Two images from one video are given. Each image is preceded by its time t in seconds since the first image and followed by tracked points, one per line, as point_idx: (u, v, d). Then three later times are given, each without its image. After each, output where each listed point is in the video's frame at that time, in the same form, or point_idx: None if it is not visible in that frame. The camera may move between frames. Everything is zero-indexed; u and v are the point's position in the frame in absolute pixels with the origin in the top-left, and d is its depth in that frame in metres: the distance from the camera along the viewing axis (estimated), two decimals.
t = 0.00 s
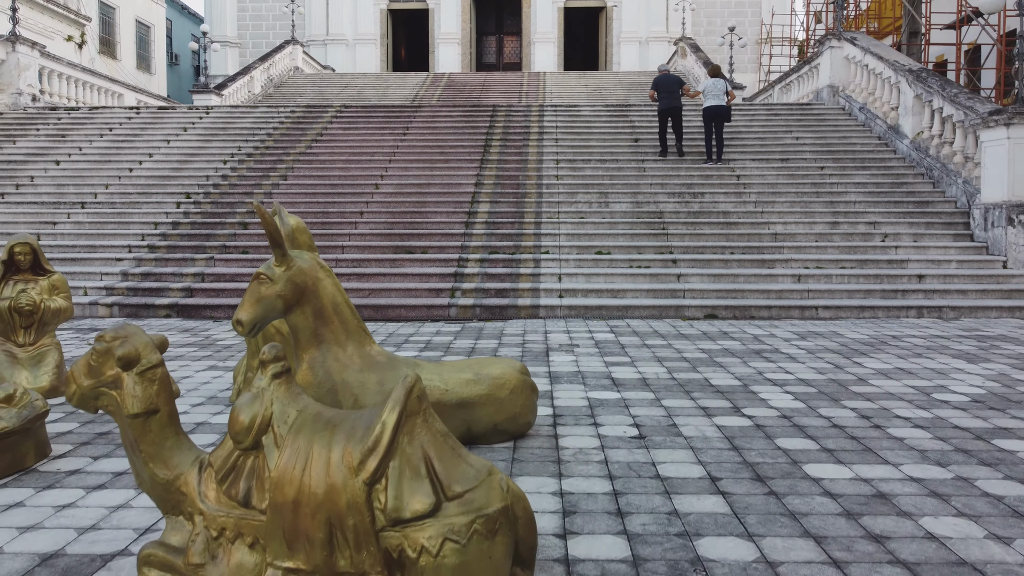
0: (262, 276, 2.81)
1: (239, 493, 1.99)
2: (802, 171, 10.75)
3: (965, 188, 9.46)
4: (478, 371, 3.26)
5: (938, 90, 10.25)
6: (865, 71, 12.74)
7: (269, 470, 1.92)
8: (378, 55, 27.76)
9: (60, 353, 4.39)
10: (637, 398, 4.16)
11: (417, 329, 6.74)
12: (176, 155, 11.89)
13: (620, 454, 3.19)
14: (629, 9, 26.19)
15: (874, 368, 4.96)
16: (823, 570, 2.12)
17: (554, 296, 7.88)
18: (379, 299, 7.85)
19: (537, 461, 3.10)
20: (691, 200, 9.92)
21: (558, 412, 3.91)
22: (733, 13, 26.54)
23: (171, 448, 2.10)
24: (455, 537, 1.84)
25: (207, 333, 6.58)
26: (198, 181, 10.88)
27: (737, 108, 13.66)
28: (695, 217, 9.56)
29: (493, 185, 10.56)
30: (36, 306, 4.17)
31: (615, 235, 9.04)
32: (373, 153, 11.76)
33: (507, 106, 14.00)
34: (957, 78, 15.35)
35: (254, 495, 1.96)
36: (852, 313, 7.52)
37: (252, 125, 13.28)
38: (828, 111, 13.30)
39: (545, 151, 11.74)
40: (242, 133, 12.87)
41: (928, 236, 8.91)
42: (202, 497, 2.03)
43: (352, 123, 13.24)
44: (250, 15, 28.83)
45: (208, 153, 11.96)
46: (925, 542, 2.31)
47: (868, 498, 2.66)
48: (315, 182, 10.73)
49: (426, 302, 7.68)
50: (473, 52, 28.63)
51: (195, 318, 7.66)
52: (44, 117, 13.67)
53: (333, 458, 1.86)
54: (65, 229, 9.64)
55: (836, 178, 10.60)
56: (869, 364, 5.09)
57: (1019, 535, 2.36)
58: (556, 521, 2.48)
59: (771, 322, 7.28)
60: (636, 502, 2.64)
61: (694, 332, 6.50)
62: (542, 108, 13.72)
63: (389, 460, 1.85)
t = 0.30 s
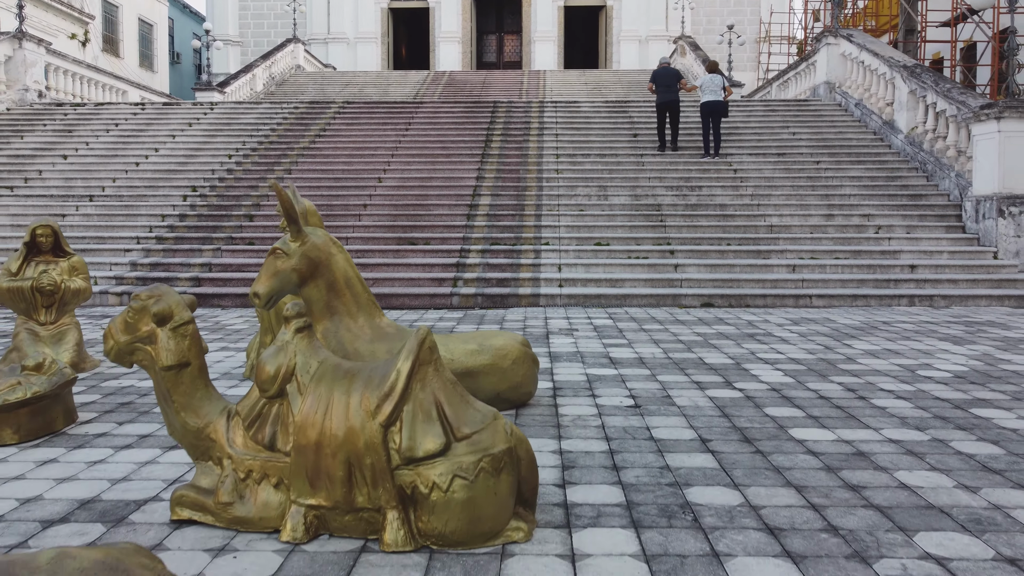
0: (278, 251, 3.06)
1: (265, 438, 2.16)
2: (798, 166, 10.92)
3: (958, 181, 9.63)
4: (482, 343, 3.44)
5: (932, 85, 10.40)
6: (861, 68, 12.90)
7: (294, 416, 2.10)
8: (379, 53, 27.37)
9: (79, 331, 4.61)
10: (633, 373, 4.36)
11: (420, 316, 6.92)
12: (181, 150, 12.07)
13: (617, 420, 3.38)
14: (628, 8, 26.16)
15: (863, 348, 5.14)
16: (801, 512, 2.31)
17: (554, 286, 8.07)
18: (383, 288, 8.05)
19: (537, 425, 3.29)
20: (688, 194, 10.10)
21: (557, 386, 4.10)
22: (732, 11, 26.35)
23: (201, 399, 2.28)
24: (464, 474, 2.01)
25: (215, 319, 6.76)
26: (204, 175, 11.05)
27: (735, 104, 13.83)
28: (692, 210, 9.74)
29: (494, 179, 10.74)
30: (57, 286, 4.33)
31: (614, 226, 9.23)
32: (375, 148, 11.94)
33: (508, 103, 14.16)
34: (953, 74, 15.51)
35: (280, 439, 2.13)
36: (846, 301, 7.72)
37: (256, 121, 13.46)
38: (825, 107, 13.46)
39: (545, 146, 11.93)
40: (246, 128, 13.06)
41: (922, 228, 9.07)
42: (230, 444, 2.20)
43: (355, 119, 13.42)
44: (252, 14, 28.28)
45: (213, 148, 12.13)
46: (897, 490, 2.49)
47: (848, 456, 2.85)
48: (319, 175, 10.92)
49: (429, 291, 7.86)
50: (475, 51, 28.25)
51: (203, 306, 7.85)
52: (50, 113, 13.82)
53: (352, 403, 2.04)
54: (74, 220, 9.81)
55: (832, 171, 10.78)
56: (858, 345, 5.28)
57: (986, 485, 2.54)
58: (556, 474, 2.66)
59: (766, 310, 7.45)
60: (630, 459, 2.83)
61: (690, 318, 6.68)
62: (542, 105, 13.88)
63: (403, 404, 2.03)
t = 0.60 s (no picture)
0: (297, 231, 3.28)
1: (293, 390, 2.39)
2: (793, 161, 11.16)
3: (948, 175, 9.85)
4: (486, 318, 3.63)
5: (923, 82, 10.63)
6: (855, 65, 13.14)
7: (319, 370, 2.33)
8: (380, 52, 27.46)
9: (103, 314, 4.76)
10: (628, 351, 4.61)
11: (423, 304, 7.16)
12: (188, 146, 12.30)
13: (612, 390, 3.63)
14: (628, 8, 26.23)
15: (848, 331, 5.39)
16: (776, 460, 2.55)
17: (554, 276, 8.30)
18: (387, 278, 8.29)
19: (538, 394, 3.54)
20: (685, 188, 10.34)
21: (556, 362, 4.35)
22: (731, 11, 26.47)
23: (233, 357, 2.52)
24: (472, 420, 2.25)
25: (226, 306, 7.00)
26: (211, 170, 11.28)
27: (732, 102, 14.05)
28: (688, 203, 9.98)
29: (495, 174, 10.97)
30: (82, 269, 4.55)
31: (612, 219, 9.47)
32: (379, 144, 12.17)
33: (508, 100, 14.39)
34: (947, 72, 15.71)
35: (306, 391, 2.37)
36: (836, 291, 7.97)
37: (261, 117, 13.69)
38: (821, 104, 13.69)
39: (545, 142, 12.17)
40: (251, 125, 13.29)
41: (912, 221, 9.31)
42: (261, 397, 2.43)
43: (358, 116, 13.66)
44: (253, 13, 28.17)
45: (220, 144, 12.37)
46: (866, 444, 2.73)
47: (824, 417, 3.09)
48: (323, 171, 11.16)
49: (432, 281, 8.09)
50: (475, 50, 28.40)
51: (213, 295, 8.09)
52: (58, 110, 14.03)
53: (372, 358, 2.27)
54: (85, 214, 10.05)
55: (826, 166, 11.02)
56: (845, 328, 5.52)
57: (947, 440, 2.78)
58: (554, 432, 2.90)
59: (760, 300, 7.69)
60: (623, 420, 3.08)
61: (685, 306, 6.91)
62: (542, 102, 14.11)
63: (418, 358, 2.26)
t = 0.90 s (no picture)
0: (314, 212, 3.33)
1: (317, 349, 2.66)
2: (787, 157, 11.42)
3: (938, 170, 10.11)
4: (490, 295, 3.86)
5: (914, 79, 10.88)
6: (850, 64, 13.40)
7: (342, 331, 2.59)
8: (381, 51, 27.63)
9: (125, 296, 4.97)
10: (624, 331, 4.88)
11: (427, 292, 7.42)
12: (196, 142, 12.55)
13: (608, 362, 3.90)
14: (627, 7, 26.39)
15: (834, 314, 5.66)
16: (753, 416, 2.82)
17: (554, 267, 8.56)
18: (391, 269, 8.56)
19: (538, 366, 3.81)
20: (682, 182, 10.60)
21: (556, 339, 4.62)
22: (730, 10, 26.69)
23: (262, 322, 2.78)
24: (480, 374, 2.52)
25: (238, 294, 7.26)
26: (219, 166, 11.55)
27: (729, 99, 14.30)
28: (684, 197, 10.24)
29: (496, 170, 11.22)
30: (106, 254, 4.73)
31: (610, 213, 9.73)
32: (382, 140, 12.43)
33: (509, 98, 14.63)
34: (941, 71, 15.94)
35: (329, 349, 2.64)
36: (827, 281, 8.26)
37: (266, 114, 13.94)
38: (816, 102, 13.93)
39: (545, 139, 12.43)
40: (257, 122, 13.54)
41: (902, 214, 9.58)
42: (288, 357, 2.70)
43: (361, 113, 13.91)
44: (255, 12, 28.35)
45: (226, 141, 12.62)
46: (838, 403, 3.00)
47: (803, 383, 3.36)
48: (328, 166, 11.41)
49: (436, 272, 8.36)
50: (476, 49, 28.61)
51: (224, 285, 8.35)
52: (67, 107, 14.28)
53: (389, 320, 2.52)
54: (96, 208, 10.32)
55: (819, 162, 11.28)
56: (831, 312, 5.79)
57: (912, 400, 3.06)
58: (554, 393, 3.18)
59: (752, 289, 7.96)
60: (618, 385, 3.35)
61: (680, 294, 7.16)
62: (542, 99, 14.36)
63: (431, 319, 2.51)
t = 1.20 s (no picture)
0: (323, 201, 3.35)
1: (331, 325, 2.83)
2: (784, 153, 11.57)
3: (932, 166, 10.26)
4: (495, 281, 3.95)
5: (909, 77, 11.02)
6: (846, 62, 13.54)
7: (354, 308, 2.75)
8: (383, 50, 27.73)
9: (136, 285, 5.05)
10: (622, 318, 5.04)
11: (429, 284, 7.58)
12: (200, 139, 12.71)
13: (606, 345, 4.06)
14: (627, 7, 26.50)
15: (826, 303, 5.82)
16: (743, 389, 2.98)
17: (554, 261, 8.72)
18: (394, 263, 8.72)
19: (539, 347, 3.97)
20: (680, 179, 10.76)
21: (556, 325, 4.78)
22: (729, 10, 26.85)
23: (278, 300, 2.94)
24: (484, 347, 2.67)
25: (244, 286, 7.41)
26: (224, 163, 11.70)
27: (727, 97, 14.44)
28: (682, 193, 10.39)
29: (497, 167, 11.37)
30: (121, 243, 4.83)
31: (609, 208, 9.90)
32: (384, 137, 12.57)
33: (510, 96, 14.77)
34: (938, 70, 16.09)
35: (343, 325, 2.81)
36: (822, 274, 8.45)
37: (270, 113, 14.10)
38: (813, 100, 14.07)
39: (546, 136, 12.58)
40: (260, 120, 13.69)
41: (897, 209, 9.74)
42: (304, 333, 2.87)
43: (363, 111, 14.06)
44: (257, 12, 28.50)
45: (230, 138, 12.77)
46: (824, 378, 3.16)
47: (792, 363, 3.52)
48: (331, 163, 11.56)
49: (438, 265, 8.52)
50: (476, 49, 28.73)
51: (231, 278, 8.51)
52: (72, 106, 14.43)
53: (400, 297, 2.67)
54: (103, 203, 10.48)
55: (816, 158, 11.43)
56: (824, 301, 5.95)
57: (895, 376, 3.22)
58: (554, 370, 3.34)
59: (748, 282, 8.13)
60: (615, 364, 3.51)
61: (677, 287, 7.31)
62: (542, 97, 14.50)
63: (438, 296, 2.66)
